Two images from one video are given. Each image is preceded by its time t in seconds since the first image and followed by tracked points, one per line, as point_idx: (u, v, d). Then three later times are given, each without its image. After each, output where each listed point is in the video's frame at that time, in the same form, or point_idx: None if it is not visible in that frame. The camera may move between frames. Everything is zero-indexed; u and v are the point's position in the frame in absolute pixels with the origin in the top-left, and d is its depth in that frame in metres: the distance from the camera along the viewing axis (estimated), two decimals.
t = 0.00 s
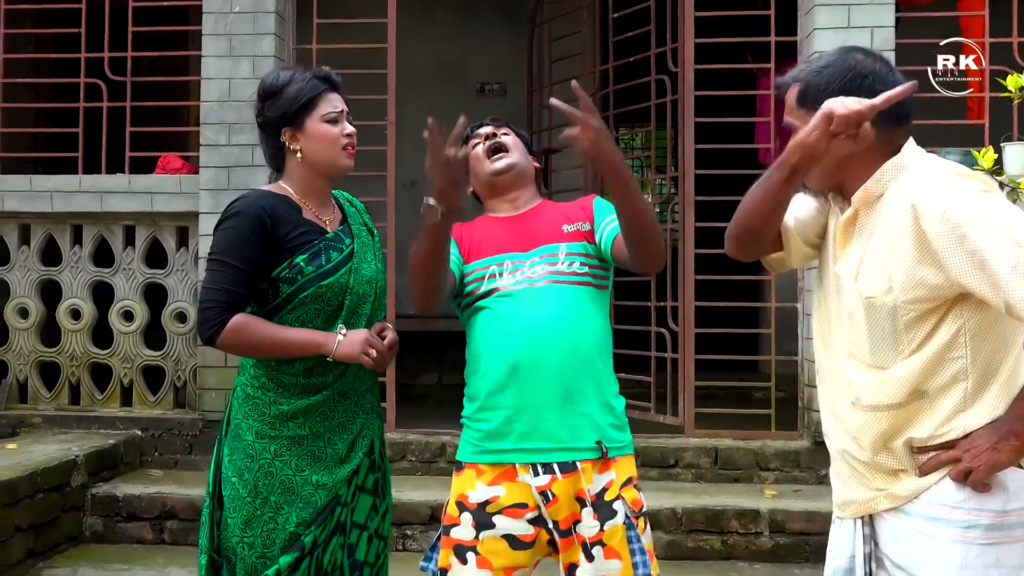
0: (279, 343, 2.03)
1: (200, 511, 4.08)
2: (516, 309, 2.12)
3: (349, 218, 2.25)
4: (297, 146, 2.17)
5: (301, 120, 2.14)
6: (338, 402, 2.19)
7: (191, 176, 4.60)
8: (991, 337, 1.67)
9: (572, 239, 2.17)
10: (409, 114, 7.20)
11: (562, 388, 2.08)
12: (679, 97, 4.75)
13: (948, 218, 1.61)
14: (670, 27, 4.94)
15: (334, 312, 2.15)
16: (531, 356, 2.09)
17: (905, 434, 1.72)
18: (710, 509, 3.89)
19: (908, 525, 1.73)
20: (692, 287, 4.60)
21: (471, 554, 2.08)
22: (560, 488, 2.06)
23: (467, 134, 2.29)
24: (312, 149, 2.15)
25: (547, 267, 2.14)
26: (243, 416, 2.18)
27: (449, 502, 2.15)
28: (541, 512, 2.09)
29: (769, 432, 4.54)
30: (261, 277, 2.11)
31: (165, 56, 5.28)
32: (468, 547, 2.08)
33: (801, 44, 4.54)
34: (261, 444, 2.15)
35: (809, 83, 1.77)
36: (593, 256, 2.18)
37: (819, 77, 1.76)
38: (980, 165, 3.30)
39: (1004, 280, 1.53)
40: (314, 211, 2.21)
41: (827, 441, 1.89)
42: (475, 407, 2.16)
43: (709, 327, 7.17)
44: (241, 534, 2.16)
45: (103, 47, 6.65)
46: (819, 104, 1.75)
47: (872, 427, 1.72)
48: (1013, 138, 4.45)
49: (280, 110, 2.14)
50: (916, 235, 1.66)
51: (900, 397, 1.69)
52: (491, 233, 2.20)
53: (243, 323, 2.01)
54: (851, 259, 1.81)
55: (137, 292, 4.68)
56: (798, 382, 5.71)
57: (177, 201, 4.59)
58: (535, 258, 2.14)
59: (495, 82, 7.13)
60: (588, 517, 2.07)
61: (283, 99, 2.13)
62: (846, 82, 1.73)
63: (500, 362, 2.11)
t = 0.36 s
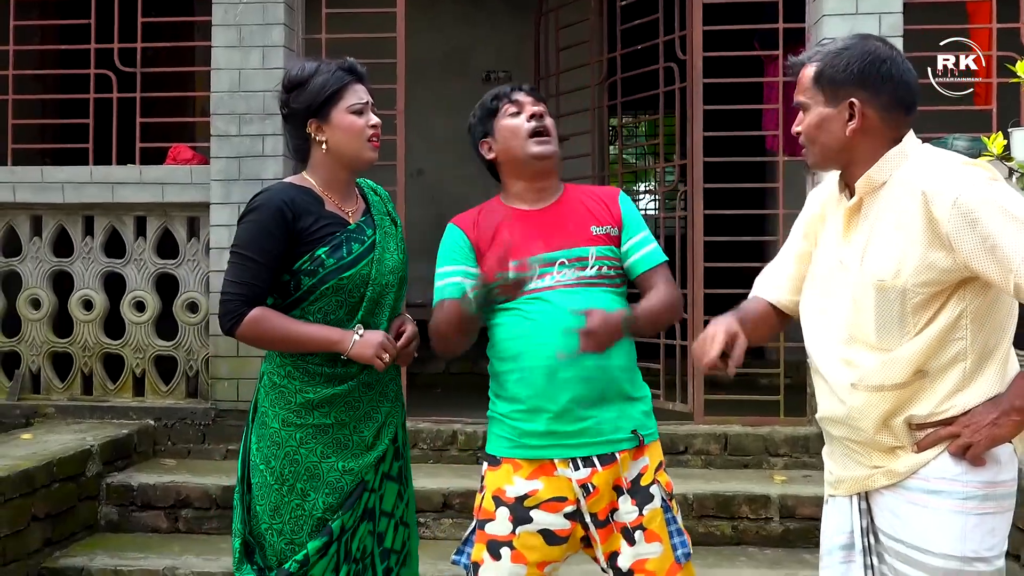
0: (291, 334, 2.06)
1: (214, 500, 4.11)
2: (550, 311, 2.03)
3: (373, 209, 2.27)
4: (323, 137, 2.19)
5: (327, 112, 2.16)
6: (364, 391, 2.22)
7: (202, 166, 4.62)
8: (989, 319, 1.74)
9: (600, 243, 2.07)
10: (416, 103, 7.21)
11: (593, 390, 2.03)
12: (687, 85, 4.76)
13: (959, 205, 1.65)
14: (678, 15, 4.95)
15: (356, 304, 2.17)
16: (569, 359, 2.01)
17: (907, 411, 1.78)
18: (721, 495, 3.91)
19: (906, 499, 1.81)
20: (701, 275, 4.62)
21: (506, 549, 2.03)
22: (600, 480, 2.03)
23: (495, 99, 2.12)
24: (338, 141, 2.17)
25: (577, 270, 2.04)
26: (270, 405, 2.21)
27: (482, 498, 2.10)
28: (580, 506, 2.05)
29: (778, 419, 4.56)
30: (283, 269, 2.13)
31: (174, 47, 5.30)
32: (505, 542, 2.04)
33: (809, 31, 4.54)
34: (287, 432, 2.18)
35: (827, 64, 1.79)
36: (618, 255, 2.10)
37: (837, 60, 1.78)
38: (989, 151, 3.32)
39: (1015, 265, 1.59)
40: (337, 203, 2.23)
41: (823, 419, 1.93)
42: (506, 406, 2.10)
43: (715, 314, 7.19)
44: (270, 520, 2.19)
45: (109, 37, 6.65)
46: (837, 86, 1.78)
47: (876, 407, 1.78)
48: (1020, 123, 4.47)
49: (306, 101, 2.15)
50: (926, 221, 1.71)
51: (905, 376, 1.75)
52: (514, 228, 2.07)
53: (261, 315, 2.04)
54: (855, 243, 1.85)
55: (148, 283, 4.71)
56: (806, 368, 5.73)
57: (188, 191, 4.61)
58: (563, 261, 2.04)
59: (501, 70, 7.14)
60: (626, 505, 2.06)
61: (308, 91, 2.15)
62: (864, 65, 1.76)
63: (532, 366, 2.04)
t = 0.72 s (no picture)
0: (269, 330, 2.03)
1: (203, 493, 4.11)
2: (542, 351, 2.00)
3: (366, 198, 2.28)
4: (315, 131, 2.19)
5: (320, 106, 2.17)
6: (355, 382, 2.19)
7: (191, 159, 4.62)
8: (954, 293, 1.79)
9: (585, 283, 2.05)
10: (405, 97, 7.21)
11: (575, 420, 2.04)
12: (675, 80, 4.78)
13: (930, 182, 1.71)
14: (666, 9, 4.97)
15: (350, 291, 2.17)
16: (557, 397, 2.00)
17: (878, 385, 1.81)
18: (709, 486, 3.95)
19: (878, 471, 1.82)
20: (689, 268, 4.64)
21: (478, 544, 1.99)
22: (569, 479, 2.03)
23: (508, 129, 1.90)
24: (329, 136, 2.17)
25: (564, 311, 2.02)
26: (263, 397, 2.22)
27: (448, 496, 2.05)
28: (547, 506, 2.04)
29: (765, 411, 4.60)
30: (275, 258, 2.15)
31: (162, 40, 5.28)
32: (474, 537, 2.00)
33: (796, 26, 4.57)
34: (279, 424, 2.19)
35: (790, 66, 1.81)
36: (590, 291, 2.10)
37: (798, 60, 1.81)
38: (975, 145, 3.35)
39: (980, 236, 1.66)
40: (330, 191, 2.23)
41: (794, 398, 1.95)
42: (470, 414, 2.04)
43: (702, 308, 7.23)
44: (263, 510, 2.22)
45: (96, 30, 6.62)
46: (803, 84, 1.80)
47: (848, 381, 1.81)
48: (1005, 119, 4.51)
49: (298, 94, 2.16)
50: (898, 197, 1.75)
51: (876, 348, 1.78)
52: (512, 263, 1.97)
53: (237, 306, 2.03)
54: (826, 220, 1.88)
55: (136, 276, 4.70)
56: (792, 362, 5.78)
57: (176, 184, 4.60)
58: (553, 304, 2.00)
59: (489, 64, 7.14)
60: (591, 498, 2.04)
61: (300, 84, 2.15)
62: (827, 61, 1.79)
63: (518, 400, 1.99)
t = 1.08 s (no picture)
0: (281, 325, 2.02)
1: (199, 494, 4.13)
2: (526, 353, 2.03)
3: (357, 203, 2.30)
4: (307, 135, 2.19)
5: (310, 109, 2.16)
6: (344, 383, 2.20)
7: (186, 161, 4.63)
8: (961, 296, 1.83)
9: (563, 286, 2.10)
10: (399, 98, 7.23)
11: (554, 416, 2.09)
12: (669, 82, 4.81)
13: (952, 182, 1.73)
14: (659, 12, 4.99)
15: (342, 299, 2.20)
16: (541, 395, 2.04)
17: (892, 387, 1.84)
18: (703, 487, 3.97)
19: (892, 475, 1.84)
20: (683, 269, 4.67)
21: (475, 544, 1.97)
22: (557, 476, 2.07)
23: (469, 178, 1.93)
24: (322, 138, 2.17)
25: (546, 316, 2.06)
26: (252, 397, 2.22)
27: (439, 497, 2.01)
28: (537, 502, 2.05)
29: (757, 412, 4.62)
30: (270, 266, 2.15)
31: (156, 41, 5.29)
32: (472, 538, 1.97)
33: (789, 29, 4.60)
34: (268, 425, 2.19)
35: (785, 73, 1.84)
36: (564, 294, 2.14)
37: (793, 66, 1.84)
38: (965, 147, 3.38)
39: (1003, 239, 1.71)
40: (321, 199, 2.24)
41: (796, 397, 1.96)
42: (460, 416, 2.04)
43: (695, 309, 7.26)
44: (253, 511, 2.22)
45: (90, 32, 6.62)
46: (800, 90, 1.83)
47: (863, 382, 1.83)
48: (996, 122, 4.54)
49: (287, 99, 2.15)
50: (916, 197, 1.78)
51: (891, 349, 1.81)
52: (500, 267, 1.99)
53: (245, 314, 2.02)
54: (836, 220, 1.89)
55: (131, 278, 4.70)
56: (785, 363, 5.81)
57: (172, 186, 4.61)
58: (537, 309, 2.03)
59: (482, 66, 7.17)
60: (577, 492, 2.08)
61: (290, 87, 2.15)
62: (821, 66, 1.83)
63: (506, 398, 2.02)
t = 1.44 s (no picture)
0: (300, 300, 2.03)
1: (191, 489, 4.14)
2: (528, 323, 2.07)
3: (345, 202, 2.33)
4: (293, 132, 2.21)
5: (296, 106, 2.18)
6: (332, 381, 2.22)
7: (180, 158, 4.64)
8: (971, 303, 1.85)
9: (558, 269, 2.18)
10: (392, 97, 7.25)
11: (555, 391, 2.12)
12: (661, 84, 4.85)
13: (956, 188, 1.76)
14: (652, 14, 5.03)
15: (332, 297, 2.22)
16: (543, 367, 2.08)
17: (896, 393, 1.87)
18: (691, 485, 4.01)
19: (896, 481, 1.89)
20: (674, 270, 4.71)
21: (479, 546, 2.00)
22: (560, 460, 2.10)
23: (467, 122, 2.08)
24: (309, 136, 2.19)
25: (543, 291, 2.12)
26: (239, 393, 2.22)
27: (439, 500, 2.04)
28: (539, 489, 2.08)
29: (746, 412, 4.66)
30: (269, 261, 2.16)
31: (151, 38, 5.30)
32: (476, 539, 2.00)
33: (781, 32, 4.63)
34: (256, 421, 2.19)
35: (814, 60, 1.85)
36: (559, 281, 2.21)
37: (825, 55, 1.85)
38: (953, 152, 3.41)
39: (1009, 245, 1.73)
40: (313, 196, 2.26)
41: (802, 401, 2.00)
42: (464, 408, 2.06)
43: (685, 309, 7.30)
44: (237, 506, 2.24)
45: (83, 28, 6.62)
46: (826, 79, 1.84)
47: (868, 387, 1.86)
48: (983, 126, 4.59)
49: (272, 98, 2.18)
50: (920, 203, 1.80)
51: (896, 355, 1.83)
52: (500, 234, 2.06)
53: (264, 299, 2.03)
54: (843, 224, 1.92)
55: (124, 273, 4.72)
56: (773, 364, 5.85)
57: (165, 182, 4.63)
58: (534, 280, 2.10)
59: (476, 66, 7.20)
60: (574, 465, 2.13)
61: (275, 85, 2.17)
62: (852, 59, 1.84)
63: (510, 374, 2.04)
